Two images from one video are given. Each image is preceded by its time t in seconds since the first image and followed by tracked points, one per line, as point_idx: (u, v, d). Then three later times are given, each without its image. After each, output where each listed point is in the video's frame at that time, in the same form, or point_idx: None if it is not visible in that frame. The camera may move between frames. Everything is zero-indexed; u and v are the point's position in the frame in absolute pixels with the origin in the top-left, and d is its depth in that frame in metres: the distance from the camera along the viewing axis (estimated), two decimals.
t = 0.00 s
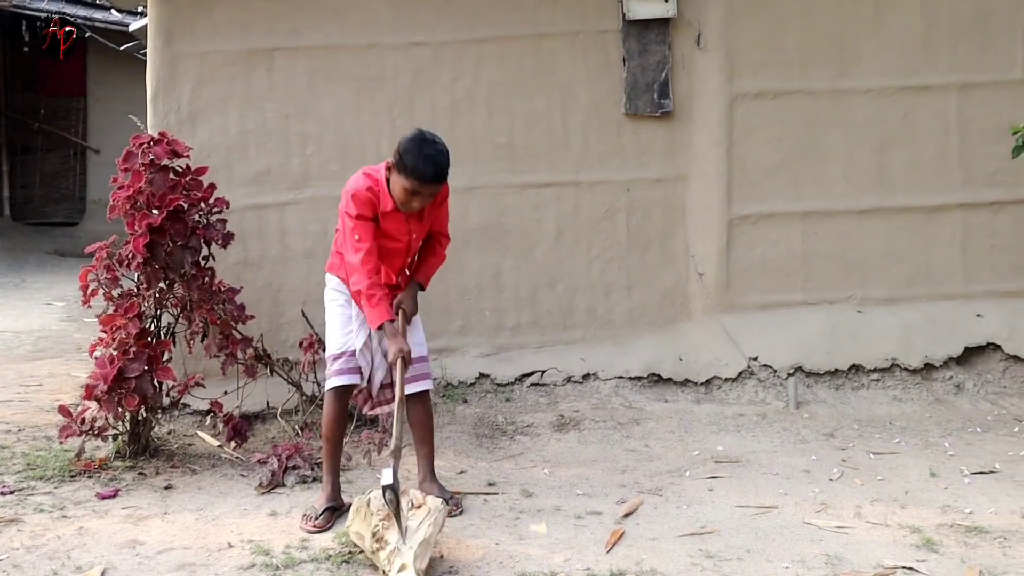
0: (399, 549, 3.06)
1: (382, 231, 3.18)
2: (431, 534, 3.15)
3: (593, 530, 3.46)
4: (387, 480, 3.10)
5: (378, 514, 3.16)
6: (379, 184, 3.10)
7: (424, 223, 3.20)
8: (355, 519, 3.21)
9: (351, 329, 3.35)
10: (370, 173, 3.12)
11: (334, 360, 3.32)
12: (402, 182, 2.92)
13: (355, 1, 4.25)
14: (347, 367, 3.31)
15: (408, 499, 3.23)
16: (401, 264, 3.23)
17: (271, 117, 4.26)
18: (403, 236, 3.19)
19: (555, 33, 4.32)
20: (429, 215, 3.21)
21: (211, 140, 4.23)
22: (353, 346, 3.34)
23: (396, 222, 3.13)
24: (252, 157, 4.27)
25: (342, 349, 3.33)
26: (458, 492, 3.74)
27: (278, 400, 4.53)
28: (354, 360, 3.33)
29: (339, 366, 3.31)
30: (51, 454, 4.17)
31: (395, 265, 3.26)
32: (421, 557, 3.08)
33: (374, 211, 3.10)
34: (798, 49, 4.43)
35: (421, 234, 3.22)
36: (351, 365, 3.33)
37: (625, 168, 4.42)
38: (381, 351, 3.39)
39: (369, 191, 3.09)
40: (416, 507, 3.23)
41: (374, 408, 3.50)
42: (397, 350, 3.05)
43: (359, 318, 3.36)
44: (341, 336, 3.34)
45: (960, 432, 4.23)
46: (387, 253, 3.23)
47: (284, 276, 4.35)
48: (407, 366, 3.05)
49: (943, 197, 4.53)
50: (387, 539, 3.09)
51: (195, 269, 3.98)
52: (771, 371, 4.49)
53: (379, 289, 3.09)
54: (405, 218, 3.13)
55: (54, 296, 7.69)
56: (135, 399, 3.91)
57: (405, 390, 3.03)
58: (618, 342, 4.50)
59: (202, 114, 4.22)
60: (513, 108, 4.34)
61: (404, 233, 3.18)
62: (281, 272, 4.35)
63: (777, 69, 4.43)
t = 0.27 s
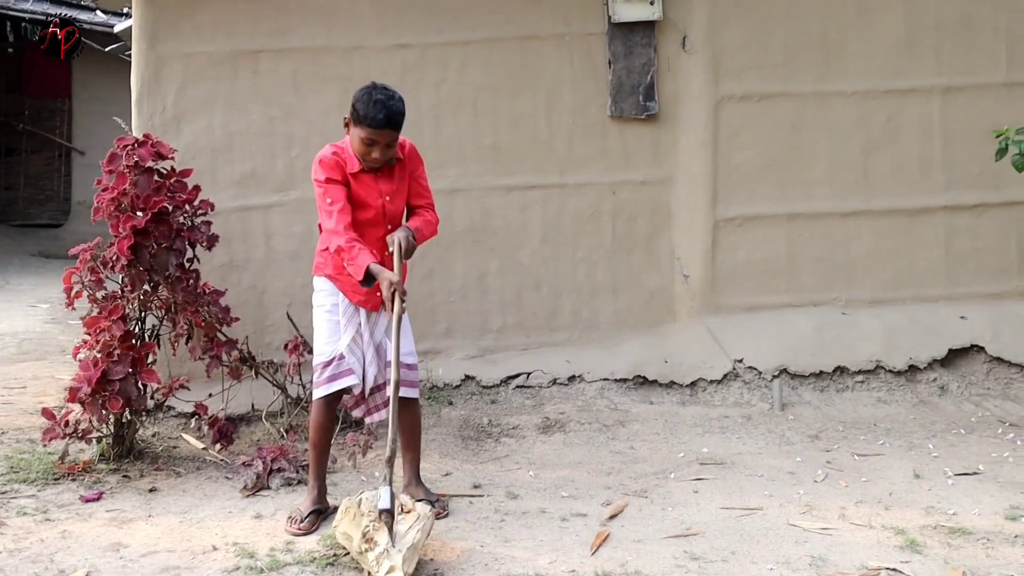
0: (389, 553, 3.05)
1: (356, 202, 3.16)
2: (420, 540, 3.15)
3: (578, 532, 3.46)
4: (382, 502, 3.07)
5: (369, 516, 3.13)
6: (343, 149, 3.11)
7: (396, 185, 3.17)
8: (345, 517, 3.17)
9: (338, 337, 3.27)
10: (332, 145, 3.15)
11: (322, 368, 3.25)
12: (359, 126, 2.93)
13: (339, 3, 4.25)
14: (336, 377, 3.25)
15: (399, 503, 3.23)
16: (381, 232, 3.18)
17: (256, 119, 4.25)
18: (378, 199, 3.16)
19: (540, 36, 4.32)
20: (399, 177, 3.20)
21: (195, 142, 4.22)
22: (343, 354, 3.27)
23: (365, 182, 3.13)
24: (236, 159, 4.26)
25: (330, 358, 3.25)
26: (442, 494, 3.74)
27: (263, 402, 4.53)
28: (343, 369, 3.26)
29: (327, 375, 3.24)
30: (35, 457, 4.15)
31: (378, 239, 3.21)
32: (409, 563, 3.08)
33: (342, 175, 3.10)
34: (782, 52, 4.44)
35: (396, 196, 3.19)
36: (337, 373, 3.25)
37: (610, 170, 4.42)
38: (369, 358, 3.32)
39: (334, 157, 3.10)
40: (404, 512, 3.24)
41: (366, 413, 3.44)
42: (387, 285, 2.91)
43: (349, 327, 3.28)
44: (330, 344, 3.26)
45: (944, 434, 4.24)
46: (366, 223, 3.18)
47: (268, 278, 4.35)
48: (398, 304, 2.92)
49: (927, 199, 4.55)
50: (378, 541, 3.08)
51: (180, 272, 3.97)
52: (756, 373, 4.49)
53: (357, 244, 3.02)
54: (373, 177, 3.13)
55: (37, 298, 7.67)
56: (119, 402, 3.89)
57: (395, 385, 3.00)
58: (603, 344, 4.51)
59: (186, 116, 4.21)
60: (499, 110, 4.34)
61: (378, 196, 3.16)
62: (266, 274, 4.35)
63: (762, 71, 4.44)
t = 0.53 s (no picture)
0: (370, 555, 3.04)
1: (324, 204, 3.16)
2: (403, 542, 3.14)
3: (562, 534, 3.45)
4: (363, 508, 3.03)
5: (351, 519, 3.13)
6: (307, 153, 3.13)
7: (362, 185, 3.17)
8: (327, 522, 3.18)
9: (317, 341, 3.26)
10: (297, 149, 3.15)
11: (301, 373, 3.24)
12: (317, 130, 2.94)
13: (324, 4, 4.24)
14: (314, 381, 3.23)
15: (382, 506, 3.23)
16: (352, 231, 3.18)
17: (240, 120, 4.24)
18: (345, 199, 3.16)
19: (525, 38, 4.32)
20: (365, 176, 3.20)
21: (179, 144, 4.21)
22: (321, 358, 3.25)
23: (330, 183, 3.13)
24: (220, 160, 4.25)
25: (308, 362, 3.24)
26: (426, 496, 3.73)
27: (247, 404, 4.52)
28: (322, 373, 3.24)
29: (305, 380, 3.23)
30: (16, 460, 4.14)
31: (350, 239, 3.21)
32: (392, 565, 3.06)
33: (306, 177, 3.10)
34: (766, 54, 4.45)
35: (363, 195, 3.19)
36: (316, 377, 3.24)
37: (594, 171, 4.43)
38: (351, 360, 3.28)
39: (298, 161, 3.10)
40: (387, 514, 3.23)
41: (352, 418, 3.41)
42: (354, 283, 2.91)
43: (329, 329, 3.27)
44: (308, 348, 3.25)
45: (927, 435, 4.25)
46: (335, 224, 3.17)
47: (252, 279, 4.34)
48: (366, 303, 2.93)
49: (910, 201, 4.56)
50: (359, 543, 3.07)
51: (163, 273, 3.95)
52: (740, 375, 4.49)
53: (325, 241, 3.00)
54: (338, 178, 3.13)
55: (20, 299, 7.65)
56: (102, 403, 3.87)
57: (372, 382, 2.96)
58: (587, 345, 4.52)
59: (170, 117, 4.20)
60: (483, 111, 4.34)
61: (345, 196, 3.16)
62: (250, 276, 4.34)
63: (746, 73, 4.45)
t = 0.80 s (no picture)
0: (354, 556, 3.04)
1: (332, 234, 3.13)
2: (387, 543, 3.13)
3: (547, 535, 3.45)
4: (349, 481, 3.01)
5: (335, 520, 3.15)
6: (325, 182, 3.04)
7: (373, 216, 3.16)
8: (312, 524, 3.18)
9: (305, 350, 3.25)
10: (310, 176, 3.07)
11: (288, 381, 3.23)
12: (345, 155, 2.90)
13: (309, 5, 4.24)
14: (301, 390, 3.23)
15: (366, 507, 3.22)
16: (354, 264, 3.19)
17: (225, 121, 4.23)
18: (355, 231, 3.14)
19: (511, 39, 4.32)
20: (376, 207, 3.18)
21: (163, 145, 4.20)
22: (309, 367, 3.25)
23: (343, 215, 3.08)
24: (205, 161, 4.25)
25: (296, 371, 3.23)
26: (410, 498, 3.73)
27: (231, 405, 4.51)
28: (309, 382, 3.24)
29: (293, 388, 3.22)
30: None
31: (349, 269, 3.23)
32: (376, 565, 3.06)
33: (320, 213, 3.04)
34: (752, 56, 4.46)
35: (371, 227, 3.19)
36: (304, 386, 3.23)
37: (580, 173, 4.43)
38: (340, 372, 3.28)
39: (313, 193, 3.03)
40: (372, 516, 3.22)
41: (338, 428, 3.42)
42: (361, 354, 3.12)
43: (317, 339, 3.26)
44: (296, 356, 3.24)
45: (911, 436, 4.27)
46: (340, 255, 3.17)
47: (237, 280, 4.33)
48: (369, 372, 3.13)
49: (895, 203, 4.58)
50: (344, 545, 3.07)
51: (147, 274, 3.95)
52: (725, 376, 4.50)
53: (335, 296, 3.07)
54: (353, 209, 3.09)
55: (5, 300, 7.63)
56: (86, 405, 3.85)
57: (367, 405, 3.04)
58: (572, 347, 4.52)
59: (154, 118, 4.19)
60: (469, 112, 4.34)
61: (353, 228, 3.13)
62: (235, 277, 4.33)
63: (732, 75, 4.46)
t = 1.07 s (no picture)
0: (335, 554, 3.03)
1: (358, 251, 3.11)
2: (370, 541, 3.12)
3: (529, 536, 3.45)
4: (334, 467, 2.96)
5: (318, 516, 3.13)
6: (370, 196, 3.04)
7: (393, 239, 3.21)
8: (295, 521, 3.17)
9: (302, 356, 3.19)
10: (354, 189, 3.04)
11: (285, 388, 3.16)
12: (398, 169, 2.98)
13: (293, 5, 4.23)
14: (300, 396, 3.18)
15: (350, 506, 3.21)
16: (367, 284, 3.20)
17: (208, 121, 4.22)
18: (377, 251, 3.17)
19: (495, 40, 4.32)
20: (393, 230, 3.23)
21: (146, 144, 4.19)
22: (306, 374, 3.20)
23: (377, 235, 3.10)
24: (188, 161, 4.24)
25: (294, 377, 3.17)
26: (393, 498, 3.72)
27: (214, 406, 4.51)
28: (306, 388, 3.19)
29: (291, 395, 3.16)
30: None
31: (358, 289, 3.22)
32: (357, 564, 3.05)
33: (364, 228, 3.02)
34: (736, 57, 4.46)
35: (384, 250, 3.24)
36: (303, 394, 3.18)
37: (564, 174, 4.43)
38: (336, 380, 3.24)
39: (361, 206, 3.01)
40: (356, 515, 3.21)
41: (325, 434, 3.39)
42: (362, 387, 3.10)
43: (314, 347, 3.21)
44: (293, 362, 3.17)
45: (894, 436, 4.28)
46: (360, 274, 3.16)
47: (220, 281, 4.32)
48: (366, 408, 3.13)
49: (878, 204, 4.59)
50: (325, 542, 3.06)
51: (129, 275, 3.93)
52: (709, 377, 4.51)
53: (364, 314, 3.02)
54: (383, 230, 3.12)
55: None
56: (68, 406, 3.83)
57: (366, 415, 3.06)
58: (556, 347, 4.53)
59: (136, 117, 4.18)
60: (453, 113, 4.34)
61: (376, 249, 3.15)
62: (218, 277, 4.32)
63: (716, 76, 4.46)
